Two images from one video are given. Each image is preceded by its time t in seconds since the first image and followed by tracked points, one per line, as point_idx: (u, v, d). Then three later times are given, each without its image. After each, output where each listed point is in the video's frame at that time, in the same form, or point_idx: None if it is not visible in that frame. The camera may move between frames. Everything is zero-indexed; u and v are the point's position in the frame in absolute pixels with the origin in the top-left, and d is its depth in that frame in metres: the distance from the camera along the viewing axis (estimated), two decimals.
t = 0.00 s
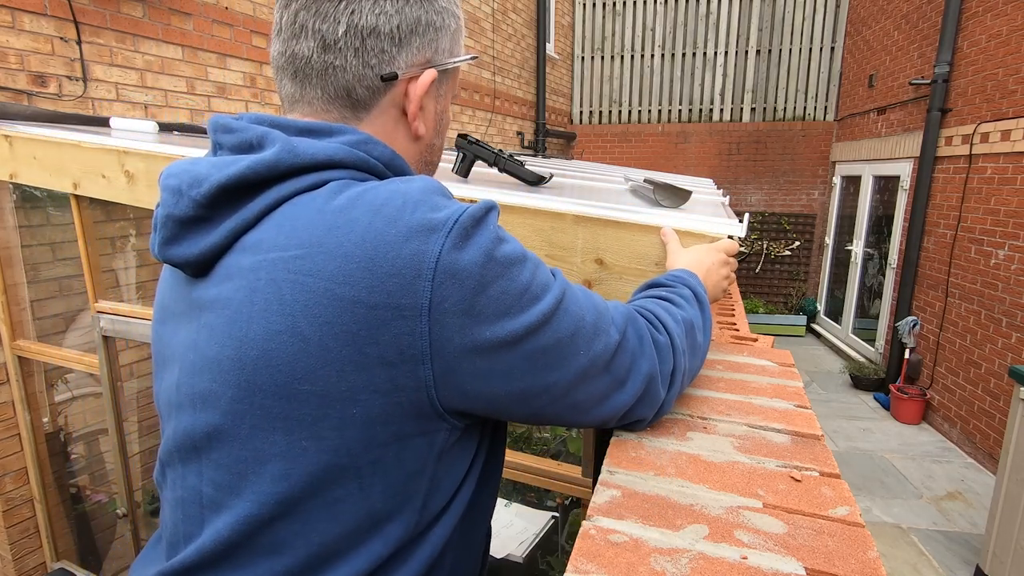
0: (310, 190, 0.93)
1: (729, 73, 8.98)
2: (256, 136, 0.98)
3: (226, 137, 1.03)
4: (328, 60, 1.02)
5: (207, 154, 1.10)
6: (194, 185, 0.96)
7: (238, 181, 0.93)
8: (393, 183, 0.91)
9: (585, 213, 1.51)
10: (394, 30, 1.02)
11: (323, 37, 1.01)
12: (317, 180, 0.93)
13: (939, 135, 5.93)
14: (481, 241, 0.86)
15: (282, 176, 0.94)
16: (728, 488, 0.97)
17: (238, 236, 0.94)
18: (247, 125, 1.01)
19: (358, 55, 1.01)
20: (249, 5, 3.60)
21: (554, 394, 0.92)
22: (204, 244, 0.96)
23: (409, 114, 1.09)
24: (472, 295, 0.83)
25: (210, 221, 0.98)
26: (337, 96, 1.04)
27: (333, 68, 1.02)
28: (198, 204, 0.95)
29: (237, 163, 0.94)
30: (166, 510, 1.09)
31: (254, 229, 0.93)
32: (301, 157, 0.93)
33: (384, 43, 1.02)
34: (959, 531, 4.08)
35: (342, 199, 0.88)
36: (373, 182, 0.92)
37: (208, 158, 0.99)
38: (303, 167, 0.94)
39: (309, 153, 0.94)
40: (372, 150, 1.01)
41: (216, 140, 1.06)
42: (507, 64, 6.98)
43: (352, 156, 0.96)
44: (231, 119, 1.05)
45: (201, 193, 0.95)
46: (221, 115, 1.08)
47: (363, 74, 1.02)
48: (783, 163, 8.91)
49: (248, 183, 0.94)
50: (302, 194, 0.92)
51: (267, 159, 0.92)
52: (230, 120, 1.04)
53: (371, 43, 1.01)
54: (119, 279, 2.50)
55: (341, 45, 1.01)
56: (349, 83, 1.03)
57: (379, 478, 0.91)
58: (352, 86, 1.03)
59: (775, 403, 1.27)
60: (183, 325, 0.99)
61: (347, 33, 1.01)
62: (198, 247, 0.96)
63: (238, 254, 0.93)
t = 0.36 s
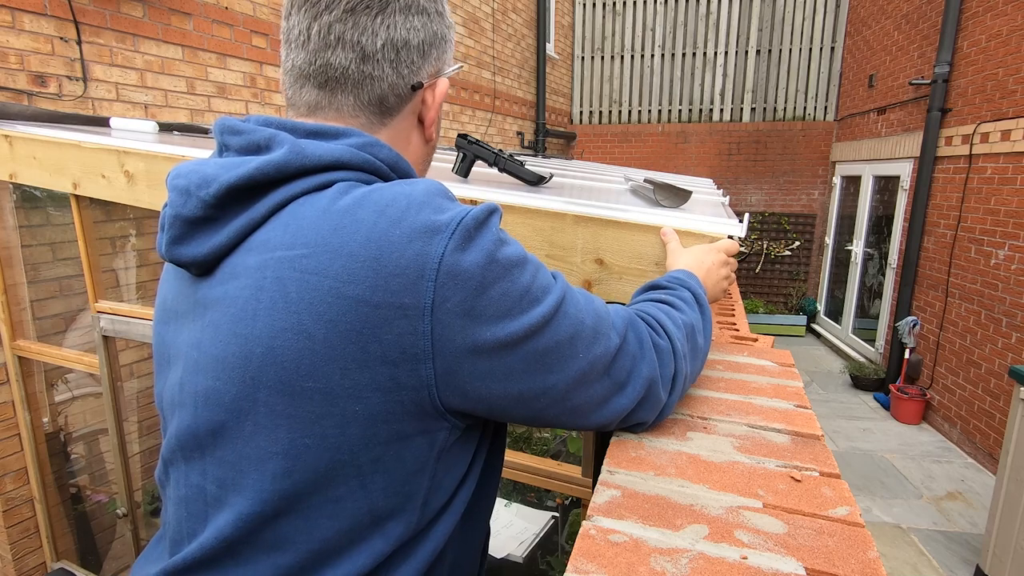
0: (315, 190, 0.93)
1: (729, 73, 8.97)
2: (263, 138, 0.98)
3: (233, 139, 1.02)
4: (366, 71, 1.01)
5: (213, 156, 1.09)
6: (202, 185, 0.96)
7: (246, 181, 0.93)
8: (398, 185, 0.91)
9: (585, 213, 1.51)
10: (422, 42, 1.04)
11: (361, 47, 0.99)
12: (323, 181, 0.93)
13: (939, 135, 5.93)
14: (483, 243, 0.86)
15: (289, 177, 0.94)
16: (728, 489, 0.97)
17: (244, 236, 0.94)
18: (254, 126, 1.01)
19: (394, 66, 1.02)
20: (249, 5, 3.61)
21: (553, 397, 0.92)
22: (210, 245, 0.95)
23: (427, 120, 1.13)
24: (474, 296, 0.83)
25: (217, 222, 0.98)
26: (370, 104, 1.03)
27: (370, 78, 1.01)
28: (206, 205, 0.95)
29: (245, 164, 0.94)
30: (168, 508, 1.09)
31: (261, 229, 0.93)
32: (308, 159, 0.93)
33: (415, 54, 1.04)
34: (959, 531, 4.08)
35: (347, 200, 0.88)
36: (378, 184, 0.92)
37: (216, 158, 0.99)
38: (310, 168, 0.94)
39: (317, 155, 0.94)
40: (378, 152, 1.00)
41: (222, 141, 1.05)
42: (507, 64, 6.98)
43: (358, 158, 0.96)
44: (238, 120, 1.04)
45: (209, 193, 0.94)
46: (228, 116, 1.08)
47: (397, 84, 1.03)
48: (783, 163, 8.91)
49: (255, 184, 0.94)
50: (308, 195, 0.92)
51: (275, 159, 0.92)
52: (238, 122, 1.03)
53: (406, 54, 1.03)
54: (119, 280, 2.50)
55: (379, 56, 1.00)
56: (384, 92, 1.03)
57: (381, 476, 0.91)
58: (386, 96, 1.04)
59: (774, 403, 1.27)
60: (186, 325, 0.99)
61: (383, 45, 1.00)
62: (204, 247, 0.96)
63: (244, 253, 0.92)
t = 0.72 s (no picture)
0: (321, 187, 0.93)
1: (729, 73, 8.97)
2: (274, 140, 0.98)
3: (244, 141, 1.02)
4: (383, 83, 1.01)
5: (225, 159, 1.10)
6: (217, 184, 0.96)
7: (257, 180, 0.93)
8: (400, 181, 0.92)
9: (585, 213, 1.51)
10: (431, 56, 1.06)
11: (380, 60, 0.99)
12: (328, 180, 0.93)
13: (939, 135, 5.93)
14: (479, 236, 0.87)
15: (298, 176, 0.94)
16: (728, 489, 0.97)
17: (252, 231, 0.94)
18: (266, 129, 1.00)
19: (408, 78, 1.03)
20: (249, 5, 3.60)
21: (547, 390, 0.92)
22: (221, 241, 0.96)
23: (429, 129, 1.13)
24: (468, 287, 0.83)
25: (228, 220, 0.98)
26: (384, 114, 1.04)
27: (387, 91, 1.02)
28: (220, 202, 0.95)
29: (257, 164, 0.94)
30: (177, 498, 1.09)
31: (268, 224, 0.93)
32: (316, 159, 0.93)
33: (426, 67, 1.05)
34: (959, 531, 4.08)
35: (350, 194, 0.89)
36: (381, 181, 0.92)
37: (228, 159, 0.99)
38: (317, 166, 0.94)
39: (325, 154, 0.94)
40: (381, 153, 1.00)
41: (233, 145, 1.06)
42: (507, 64, 6.99)
43: (364, 158, 0.96)
44: (249, 124, 1.04)
45: (223, 192, 0.95)
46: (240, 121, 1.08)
47: (410, 95, 1.05)
48: (783, 163, 8.91)
49: (265, 182, 0.94)
50: (314, 191, 0.93)
51: (285, 160, 0.93)
52: (250, 125, 1.03)
53: (419, 68, 1.04)
54: (118, 280, 2.50)
55: (396, 68, 1.01)
56: (398, 103, 1.04)
57: (382, 462, 0.91)
58: (399, 107, 1.05)
59: (775, 403, 1.27)
60: (195, 319, 0.99)
61: (398, 59, 1.01)
62: (213, 244, 0.96)
63: (252, 247, 0.93)
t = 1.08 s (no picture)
0: (318, 197, 0.93)
1: (729, 73, 8.97)
2: (269, 147, 0.98)
3: (239, 147, 1.02)
4: (333, 66, 1.04)
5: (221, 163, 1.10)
6: (211, 192, 0.96)
7: (252, 188, 0.93)
8: (398, 191, 0.91)
9: (585, 213, 1.51)
10: (395, 43, 1.02)
11: (331, 44, 1.04)
12: (325, 189, 0.93)
13: (939, 135, 5.93)
14: (478, 247, 0.86)
15: (294, 184, 0.94)
16: (728, 489, 0.97)
17: (248, 239, 0.94)
18: (261, 135, 1.01)
19: (358, 62, 1.02)
20: (249, 5, 3.60)
21: (549, 398, 0.92)
22: (215, 249, 0.95)
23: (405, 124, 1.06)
24: (468, 300, 0.83)
25: (222, 226, 0.97)
26: (338, 99, 1.06)
27: (335, 73, 1.04)
28: (213, 210, 0.95)
29: (252, 172, 0.94)
30: (175, 503, 1.10)
31: (264, 233, 0.93)
32: (312, 167, 0.93)
33: (382, 52, 1.02)
34: (959, 531, 4.08)
35: (348, 205, 0.88)
36: (378, 190, 0.92)
37: (224, 166, 0.99)
38: (312, 176, 0.94)
39: (321, 163, 0.94)
40: (380, 160, 1.00)
41: (228, 149, 1.06)
42: (507, 64, 6.99)
43: (360, 166, 0.96)
44: (244, 129, 1.04)
45: (217, 200, 0.94)
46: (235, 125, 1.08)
47: (361, 80, 1.03)
48: (783, 163, 8.91)
49: (260, 190, 0.94)
50: (311, 201, 0.92)
51: (281, 167, 0.93)
52: (244, 130, 1.04)
53: (375, 52, 1.02)
54: (118, 280, 2.50)
55: (344, 53, 1.03)
56: (348, 87, 1.04)
57: (383, 475, 0.91)
58: (351, 91, 1.04)
59: (775, 403, 1.27)
60: (191, 325, 0.99)
61: (349, 42, 1.03)
62: (207, 252, 0.96)
63: (247, 256, 0.93)
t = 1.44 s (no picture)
0: (321, 207, 0.91)
1: (729, 73, 8.97)
2: (269, 147, 0.97)
3: (238, 143, 1.02)
4: (337, 58, 1.05)
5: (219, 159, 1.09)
6: (202, 193, 0.95)
7: (245, 193, 0.91)
8: (404, 206, 0.90)
9: (585, 213, 1.51)
10: (401, 36, 1.01)
11: (336, 35, 1.05)
12: (329, 199, 0.91)
13: (939, 135, 5.93)
14: (493, 268, 0.85)
15: (293, 191, 0.93)
16: (728, 489, 0.97)
17: (246, 248, 0.93)
18: (261, 133, 1.00)
19: (360, 56, 1.02)
20: (250, 5, 3.60)
21: (563, 415, 0.93)
22: (208, 254, 0.94)
23: (410, 126, 1.03)
24: (483, 324, 0.82)
25: (214, 230, 0.96)
26: (339, 94, 1.06)
27: (337, 66, 1.05)
28: (205, 213, 0.94)
29: (248, 174, 0.93)
30: (160, 516, 1.09)
31: (261, 243, 0.91)
32: (313, 173, 0.92)
33: (385, 47, 1.01)
34: (959, 531, 4.08)
35: (351, 219, 0.87)
36: (384, 203, 0.90)
37: (219, 165, 0.98)
38: (313, 182, 0.92)
39: (323, 168, 0.93)
40: (387, 167, 0.99)
41: (227, 145, 1.05)
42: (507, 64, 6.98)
43: (364, 173, 0.95)
44: (244, 124, 1.04)
45: (209, 202, 0.93)
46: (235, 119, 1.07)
47: (361, 75, 1.02)
48: (783, 163, 8.92)
49: (257, 194, 0.92)
50: (313, 211, 0.91)
51: (280, 172, 0.91)
52: (244, 126, 1.03)
53: (378, 45, 1.01)
54: (118, 279, 2.51)
55: (348, 45, 1.03)
56: (349, 82, 1.04)
57: (380, 505, 0.91)
58: (351, 86, 1.04)
59: (775, 403, 1.27)
60: (183, 332, 0.98)
61: (354, 33, 1.03)
62: (202, 255, 0.95)
63: (244, 268, 0.91)
